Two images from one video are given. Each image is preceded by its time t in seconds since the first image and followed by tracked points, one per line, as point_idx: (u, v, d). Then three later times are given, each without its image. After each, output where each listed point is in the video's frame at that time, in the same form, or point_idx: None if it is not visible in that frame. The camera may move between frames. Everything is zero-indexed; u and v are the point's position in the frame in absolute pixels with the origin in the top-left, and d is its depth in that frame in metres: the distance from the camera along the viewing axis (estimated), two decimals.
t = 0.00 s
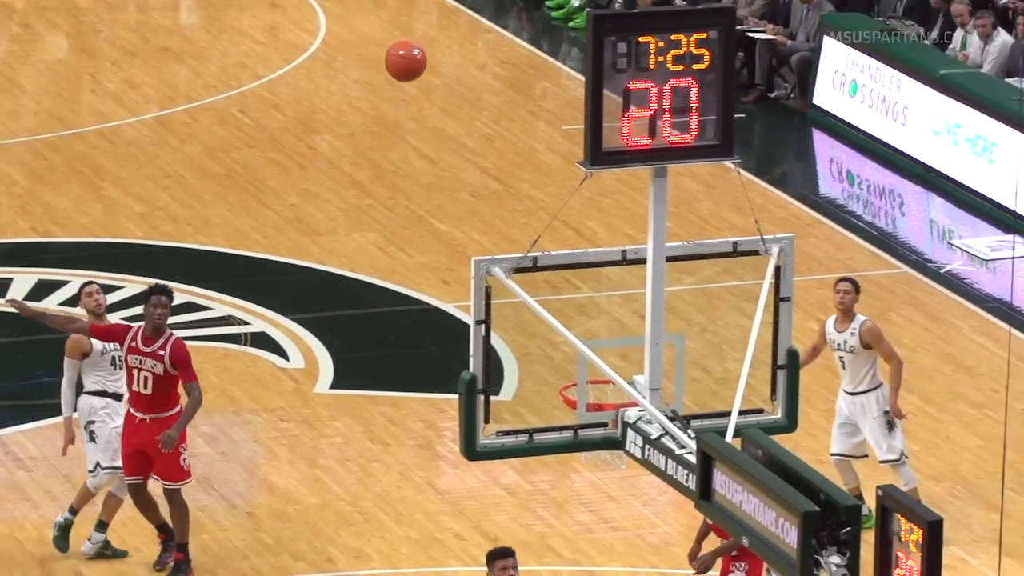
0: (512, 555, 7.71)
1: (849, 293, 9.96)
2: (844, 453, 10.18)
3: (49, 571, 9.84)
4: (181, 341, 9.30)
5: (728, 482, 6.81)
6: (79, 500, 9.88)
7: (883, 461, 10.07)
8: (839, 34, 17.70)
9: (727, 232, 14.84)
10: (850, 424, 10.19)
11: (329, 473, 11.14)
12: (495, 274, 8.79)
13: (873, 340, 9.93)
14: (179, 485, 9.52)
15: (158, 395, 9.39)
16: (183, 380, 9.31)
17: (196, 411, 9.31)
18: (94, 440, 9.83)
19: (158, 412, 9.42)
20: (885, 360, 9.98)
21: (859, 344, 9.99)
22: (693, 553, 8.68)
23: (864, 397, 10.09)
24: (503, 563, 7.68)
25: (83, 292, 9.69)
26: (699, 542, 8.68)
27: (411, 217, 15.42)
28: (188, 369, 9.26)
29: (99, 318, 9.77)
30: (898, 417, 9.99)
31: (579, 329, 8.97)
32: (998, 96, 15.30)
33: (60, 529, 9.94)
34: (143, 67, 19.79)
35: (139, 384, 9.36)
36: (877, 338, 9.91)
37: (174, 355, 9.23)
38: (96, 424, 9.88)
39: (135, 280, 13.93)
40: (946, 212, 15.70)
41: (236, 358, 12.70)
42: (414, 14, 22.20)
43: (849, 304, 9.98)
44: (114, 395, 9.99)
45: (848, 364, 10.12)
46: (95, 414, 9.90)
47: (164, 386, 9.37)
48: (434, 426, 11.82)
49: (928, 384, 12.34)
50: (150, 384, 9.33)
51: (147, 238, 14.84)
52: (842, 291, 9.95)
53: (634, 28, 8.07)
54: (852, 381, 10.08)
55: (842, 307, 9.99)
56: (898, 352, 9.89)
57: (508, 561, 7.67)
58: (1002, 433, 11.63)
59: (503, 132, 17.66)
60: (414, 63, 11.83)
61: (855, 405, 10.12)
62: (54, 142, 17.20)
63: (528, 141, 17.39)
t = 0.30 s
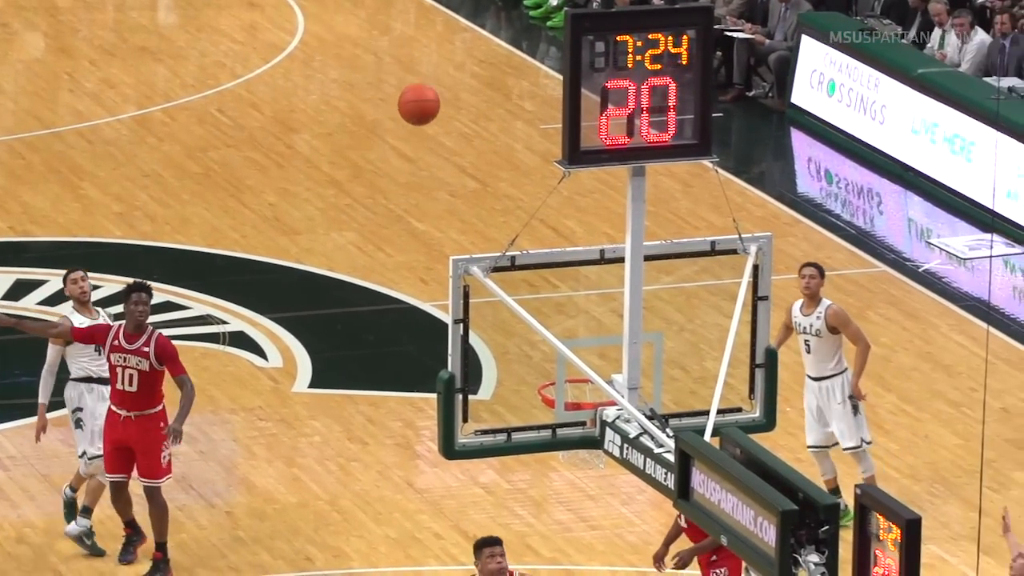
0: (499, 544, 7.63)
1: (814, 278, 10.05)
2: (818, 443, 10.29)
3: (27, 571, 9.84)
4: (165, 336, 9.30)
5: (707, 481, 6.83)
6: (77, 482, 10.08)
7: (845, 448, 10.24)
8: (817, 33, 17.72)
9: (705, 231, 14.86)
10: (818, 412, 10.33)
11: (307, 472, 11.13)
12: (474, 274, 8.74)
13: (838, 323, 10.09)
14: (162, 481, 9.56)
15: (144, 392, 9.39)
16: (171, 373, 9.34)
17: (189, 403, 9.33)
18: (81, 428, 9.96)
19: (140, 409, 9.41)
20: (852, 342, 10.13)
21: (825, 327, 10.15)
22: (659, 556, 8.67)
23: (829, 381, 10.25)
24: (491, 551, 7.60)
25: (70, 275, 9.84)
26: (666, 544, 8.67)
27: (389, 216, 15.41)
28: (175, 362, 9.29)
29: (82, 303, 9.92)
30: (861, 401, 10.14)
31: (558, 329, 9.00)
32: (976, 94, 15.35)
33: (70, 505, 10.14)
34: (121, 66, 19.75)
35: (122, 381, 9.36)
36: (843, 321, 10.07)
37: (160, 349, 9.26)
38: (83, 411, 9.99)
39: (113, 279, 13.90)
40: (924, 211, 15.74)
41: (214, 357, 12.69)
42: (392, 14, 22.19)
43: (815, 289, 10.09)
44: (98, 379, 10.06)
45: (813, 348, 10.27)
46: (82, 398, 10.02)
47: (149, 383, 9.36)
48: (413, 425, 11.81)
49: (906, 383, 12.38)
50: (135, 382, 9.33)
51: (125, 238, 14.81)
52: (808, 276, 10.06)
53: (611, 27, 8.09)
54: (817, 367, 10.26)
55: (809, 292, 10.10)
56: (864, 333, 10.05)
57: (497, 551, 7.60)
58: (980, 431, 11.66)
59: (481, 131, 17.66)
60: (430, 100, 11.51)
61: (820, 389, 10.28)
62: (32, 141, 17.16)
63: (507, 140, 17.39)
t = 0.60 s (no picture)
0: (487, 538, 7.63)
1: (786, 257, 10.25)
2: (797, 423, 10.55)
3: (12, 565, 9.83)
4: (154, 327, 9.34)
5: (692, 473, 6.83)
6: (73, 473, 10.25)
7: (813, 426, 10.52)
8: (803, 26, 17.73)
9: (691, 224, 14.87)
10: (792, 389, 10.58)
11: (293, 465, 11.13)
12: (459, 266, 8.76)
13: (811, 301, 10.30)
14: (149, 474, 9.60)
15: (134, 384, 9.45)
16: (164, 361, 9.40)
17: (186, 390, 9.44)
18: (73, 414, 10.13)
19: (131, 401, 9.48)
20: (822, 322, 10.31)
21: (798, 305, 10.36)
22: (633, 544, 8.76)
23: (802, 360, 10.49)
24: (479, 546, 7.60)
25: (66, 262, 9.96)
26: (641, 534, 8.74)
27: (375, 209, 15.40)
28: (167, 351, 9.35)
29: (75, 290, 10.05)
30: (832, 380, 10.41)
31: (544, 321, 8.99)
32: (961, 87, 15.41)
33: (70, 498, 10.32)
34: (106, 60, 19.72)
35: (113, 374, 9.42)
36: (815, 300, 10.28)
37: (150, 340, 9.31)
38: (72, 397, 10.14)
39: (98, 273, 13.88)
40: (909, 204, 15.76)
41: (200, 351, 12.68)
42: (377, 8, 22.17)
43: (787, 269, 10.27)
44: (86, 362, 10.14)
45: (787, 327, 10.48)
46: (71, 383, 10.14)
47: (139, 375, 9.44)
48: (399, 418, 11.81)
49: (892, 375, 12.40)
50: (126, 373, 9.40)
51: (111, 231, 14.79)
52: (780, 255, 10.24)
53: (597, 20, 8.08)
54: (791, 345, 10.48)
55: (781, 271, 10.28)
56: (833, 312, 10.22)
57: (487, 544, 7.61)
58: (966, 424, 11.69)
59: (466, 124, 17.66)
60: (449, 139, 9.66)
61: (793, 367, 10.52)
62: (17, 135, 17.13)
63: (492, 133, 17.38)
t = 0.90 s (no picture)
0: (473, 533, 7.70)
1: (758, 243, 10.31)
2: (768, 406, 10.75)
3: None
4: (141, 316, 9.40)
5: (679, 464, 6.84)
6: (63, 465, 10.27)
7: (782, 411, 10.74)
8: (790, 17, 17.74)
9: (678, 215, 14.88)
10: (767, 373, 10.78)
11: (280, 456, 11.12)
12: (446, 258, 8.75)
13: (783, 286, 10.45)
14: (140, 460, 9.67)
15: (125, 372, 9.51)
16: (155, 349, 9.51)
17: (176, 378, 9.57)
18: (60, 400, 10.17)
19: (122, 388, 9.54)
20: (793, 308, 10.50)
21: (770, 291, 10.51)
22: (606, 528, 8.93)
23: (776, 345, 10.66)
24: (466, 540, 7.66)
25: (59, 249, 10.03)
26: (615, 518, 8.90)
27: (361, 200, 15.39)
28: (158, 339, 9.45)
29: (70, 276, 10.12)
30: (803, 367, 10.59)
31: (530, 313, 8.96)
32: (948, 78, 15.39)
33: (57, 493, 10.38)
34: (93, 51, 19.69)
35: (105, 363, 9.46)
36: (787, 285, 10.43)
37: (142, 328, 9.38)
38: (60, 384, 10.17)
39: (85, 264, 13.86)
40: (896, 195, 15.78)
41: (186, 342, 12.68)
42: None
43: (759, 254, 10.35)
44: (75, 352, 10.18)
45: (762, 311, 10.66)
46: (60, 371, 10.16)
47: (131, 361, 9.50)
48: (386, 409, 11.81)
49: (878, 366, 12.43)
50: (118, 361, 9.46)
51: (97, 222, 14.78)
52: (753, 241, 10.31)
53: (584, 11, 8.08)
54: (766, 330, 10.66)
55: (754, 257, 10.35)
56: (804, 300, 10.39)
57: (471, 538, 7.67)
58: (952, 414, 11.72)
59: (453, 115, 17.65)
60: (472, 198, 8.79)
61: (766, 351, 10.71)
62: (4, 125, 17.10)
63: (479, 124, 17.37)
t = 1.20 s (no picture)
0: (468, 516, 7.85)
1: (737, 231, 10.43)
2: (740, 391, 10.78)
3: None
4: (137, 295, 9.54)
5: (670, 448, 6.85)
6: (52, 444, 10.30)
7: (761, 397, 10.77)
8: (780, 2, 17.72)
9: (668, 199, 14.89)
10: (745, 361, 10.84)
11: (271, 441, 11.13)
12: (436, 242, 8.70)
13: (759, 273, 10.52)
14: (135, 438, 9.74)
15: (120, 352, 9.61)
16: (147, 331, 9.61)
17: (168, 360, 9.66)
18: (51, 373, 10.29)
19: (117, 367, 9.63)
20: (766, 296, 10.60)
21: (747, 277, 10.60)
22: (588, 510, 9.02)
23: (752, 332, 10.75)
24: (460, 521, 7.79)
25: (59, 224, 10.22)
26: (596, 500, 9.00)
27: (352, 184, 15.39)
28: (151, 320, 9.56)
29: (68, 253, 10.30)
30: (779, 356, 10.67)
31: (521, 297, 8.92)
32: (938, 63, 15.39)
33: (48, 478, 10.37)
34: (82, 36, 19.65)
35: (99, 342, 9.57)
36: (762, 271, 10.50)
37: (137, 308, 9.52)
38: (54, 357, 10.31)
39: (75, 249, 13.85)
40: (886, 179, 15.79)
41: (177, 327, 12.67)
42: None
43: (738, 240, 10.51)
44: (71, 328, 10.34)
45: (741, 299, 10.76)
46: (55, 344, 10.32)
47: (125, 341, 9.61)
48: (376, 393, 11.81)
49: (868, 350, 12.45)
50: (113, 340, 9.57)
51: (87, 207, 14.75)
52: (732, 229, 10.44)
53: None
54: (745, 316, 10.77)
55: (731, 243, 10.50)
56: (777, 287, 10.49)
57: (467, 519, 7.81)
58: (943, 398, 11.74)
59: (443, 100, 17.64)
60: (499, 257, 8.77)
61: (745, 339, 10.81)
62: None
63: (469, 109, 17.36)
